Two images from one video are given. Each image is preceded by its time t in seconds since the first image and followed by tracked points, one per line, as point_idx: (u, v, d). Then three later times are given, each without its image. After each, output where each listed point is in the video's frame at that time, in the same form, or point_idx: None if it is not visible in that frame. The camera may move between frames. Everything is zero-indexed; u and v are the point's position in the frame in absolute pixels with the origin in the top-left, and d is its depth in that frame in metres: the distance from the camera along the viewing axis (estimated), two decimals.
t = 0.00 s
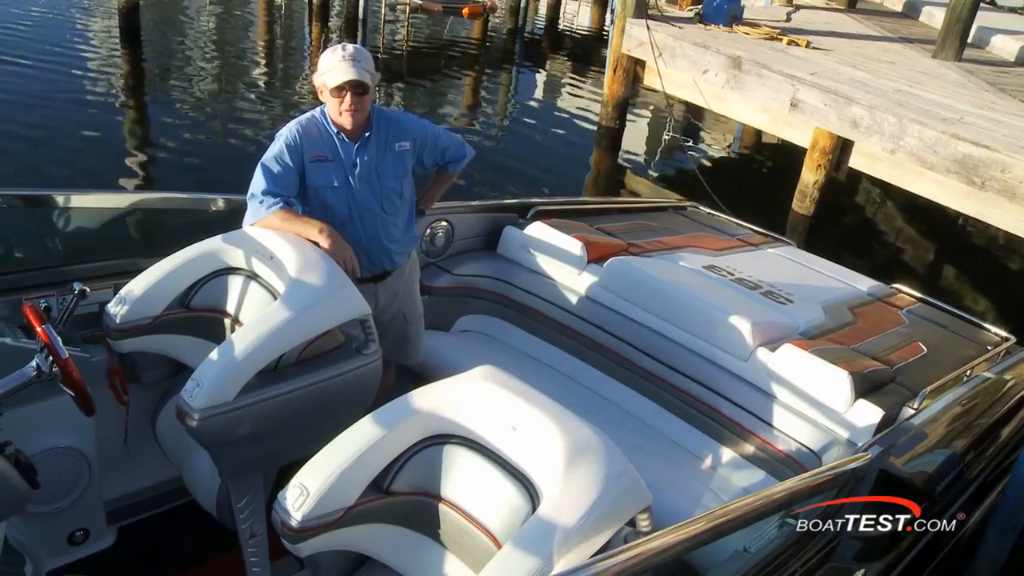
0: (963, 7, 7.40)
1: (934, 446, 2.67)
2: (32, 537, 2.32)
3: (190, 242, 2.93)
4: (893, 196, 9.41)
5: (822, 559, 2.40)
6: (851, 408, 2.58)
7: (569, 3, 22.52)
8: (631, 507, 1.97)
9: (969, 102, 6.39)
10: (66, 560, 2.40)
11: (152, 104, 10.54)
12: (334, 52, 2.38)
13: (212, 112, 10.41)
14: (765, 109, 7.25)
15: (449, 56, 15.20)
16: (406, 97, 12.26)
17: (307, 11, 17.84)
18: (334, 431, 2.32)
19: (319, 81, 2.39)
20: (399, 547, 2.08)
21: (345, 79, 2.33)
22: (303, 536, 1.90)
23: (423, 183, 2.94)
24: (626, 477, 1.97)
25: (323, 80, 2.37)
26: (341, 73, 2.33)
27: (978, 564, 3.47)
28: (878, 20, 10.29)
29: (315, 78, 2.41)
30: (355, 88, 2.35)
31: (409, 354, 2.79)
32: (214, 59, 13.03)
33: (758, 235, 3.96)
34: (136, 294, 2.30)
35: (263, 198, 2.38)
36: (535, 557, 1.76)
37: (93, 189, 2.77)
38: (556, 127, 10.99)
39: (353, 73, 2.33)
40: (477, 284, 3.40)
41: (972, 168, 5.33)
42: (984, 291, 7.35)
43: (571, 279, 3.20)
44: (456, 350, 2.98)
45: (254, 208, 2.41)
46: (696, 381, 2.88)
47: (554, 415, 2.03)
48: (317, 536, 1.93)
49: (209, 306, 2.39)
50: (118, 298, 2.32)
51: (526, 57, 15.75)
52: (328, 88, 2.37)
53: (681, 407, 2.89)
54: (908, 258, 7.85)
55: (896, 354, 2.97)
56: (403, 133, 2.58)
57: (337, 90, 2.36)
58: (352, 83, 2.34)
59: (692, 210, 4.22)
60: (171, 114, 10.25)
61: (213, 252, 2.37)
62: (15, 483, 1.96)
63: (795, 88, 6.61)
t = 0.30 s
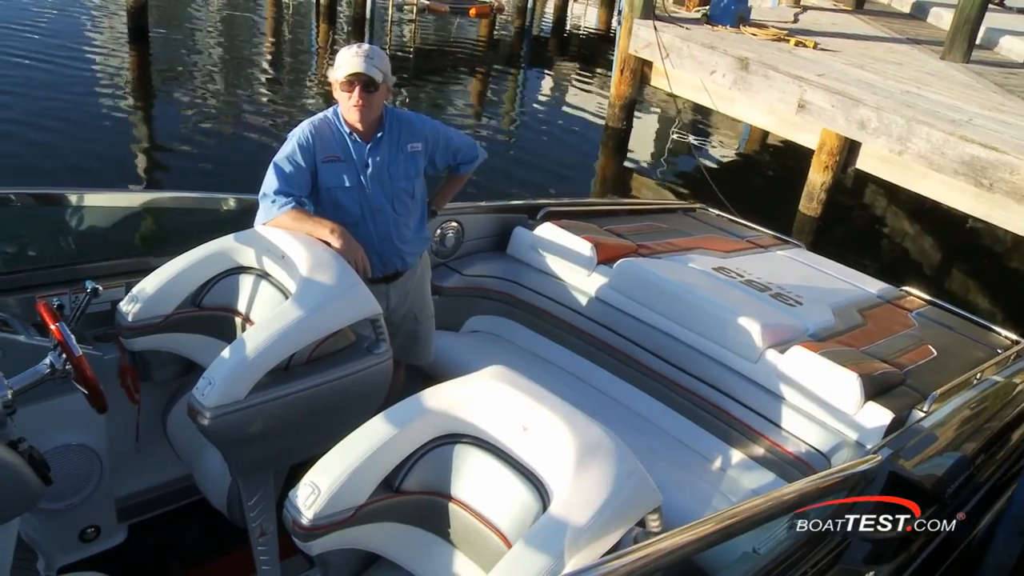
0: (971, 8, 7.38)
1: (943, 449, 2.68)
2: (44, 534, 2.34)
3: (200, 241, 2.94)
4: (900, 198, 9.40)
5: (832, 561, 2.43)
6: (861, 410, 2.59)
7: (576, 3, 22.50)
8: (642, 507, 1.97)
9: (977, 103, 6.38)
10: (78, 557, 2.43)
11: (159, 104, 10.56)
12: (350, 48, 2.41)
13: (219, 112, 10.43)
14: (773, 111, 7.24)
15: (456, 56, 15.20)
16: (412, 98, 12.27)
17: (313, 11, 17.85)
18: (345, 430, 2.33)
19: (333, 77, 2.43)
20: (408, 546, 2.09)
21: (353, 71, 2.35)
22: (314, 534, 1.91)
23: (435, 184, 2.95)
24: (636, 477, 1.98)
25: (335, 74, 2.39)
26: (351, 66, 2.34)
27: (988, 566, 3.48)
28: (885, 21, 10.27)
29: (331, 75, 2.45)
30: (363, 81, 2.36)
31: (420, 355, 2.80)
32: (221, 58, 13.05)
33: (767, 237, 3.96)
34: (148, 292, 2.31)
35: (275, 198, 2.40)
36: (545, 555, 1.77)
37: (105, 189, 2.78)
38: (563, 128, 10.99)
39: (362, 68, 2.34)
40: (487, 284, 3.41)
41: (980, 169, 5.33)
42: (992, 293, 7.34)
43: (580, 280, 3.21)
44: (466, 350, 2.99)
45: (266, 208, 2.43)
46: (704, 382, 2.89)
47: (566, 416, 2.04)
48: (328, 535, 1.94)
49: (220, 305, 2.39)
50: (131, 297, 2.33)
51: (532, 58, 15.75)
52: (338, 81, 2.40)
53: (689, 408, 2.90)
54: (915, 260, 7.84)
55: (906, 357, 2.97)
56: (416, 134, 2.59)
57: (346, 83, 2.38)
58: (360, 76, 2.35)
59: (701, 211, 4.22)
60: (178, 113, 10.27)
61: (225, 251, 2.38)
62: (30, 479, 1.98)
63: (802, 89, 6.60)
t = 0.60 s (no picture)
0: (989, 14, 7.35)
1: (960, 459, 2.67)
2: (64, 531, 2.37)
3: (220, 242, 2.95)
4: (916, 205, 9.36)
5: (849, 569, 2.44)
6: (879, 417, 2.57)
7: (591, 8, 22.49)
8: (659, 513, 1.98)
9: (994, 110, 6.35)
10: (96, 553, 2.46)
11: (174, 107, 10.64)
12: (371, 50, 2.43)
13: (235, 115, 10.48)
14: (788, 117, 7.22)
15: (470, 61, 15.24)
16: (427, 102, 12.30)
17: (329, 16, 17.91)
18: (363, 432, 2.34)
19: (353, 80, 2.44)
20: (425, 548, 2.10)
21: (372, 71, 2.36)
22: (332, 536, 1.92)
23: (453, 188, 2.96)
24: (654, 484, 1.99)
25: (355, 74, 2.41)
26: (371, 66, 2.36)
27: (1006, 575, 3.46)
28: (902, 26, 10.24)
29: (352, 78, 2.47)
30: (383, 81, 2.37)
31: (437, 358, 2.81)
32: (237, 62, 13.13)
33: (784, 244, 3.96)
34: (169, 292, 2.33)
35: (296, 200, 2.41)
36: (565, 558, 1.78)
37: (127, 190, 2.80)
38: (577, 133, 10.99)
39: (383, 68, 2.36)
40: (504, 288, 3.42)
41: (997, 176, 5.30)
42: (1009, 301, 7.29)
43: (597, 285, 3.21)
44: (483, 353, 3.00)
45: (286, 209, 2.44)
46: (720, 388, 2.88)
47: (585, 421, 2.04)
48: (347, 537, 1.94)
49: (239, 305, 2.40)
50: (152, 297, 2.35)
51: (547, 63, 15.78)
52: (359, 83, 2.41)
53: (705, 414, 2.89)
54: (931, 267, 7.80)
55: (924, 366, 2.96)
56: (436, 138, 2.60)
57: (366, 83, 2.39)
58: (380, 76, 2.36)
59: (718, 217, 4.21)
60: (194, 116, 10.34)
61: (246, 252, 2.39)
62: (51, 476, 1.98)
63: (818, 95, 6.59)
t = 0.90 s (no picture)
0: (1014, 19, 7.29)
1: (984, 469, 2.65)
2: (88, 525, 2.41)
3: (246, 242, 2.98)
4: (937, 211, 9.28)
5: None
6: (903, 425, 2.55)
7: (611, 12, 22.47)
8: (682, 519, 1.97)
9: (1018, 116, 6.29)
10: (119, 548, 2.48)
11: (196, 107, 10.74)
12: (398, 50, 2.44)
13: (256, 116, 10.57)
14: (809, 122, 7.19)
15: (489, 64, 15.27)
16: (447, 105, 12.34)
17: (349, 18, 18.00)
18: (387, 432, 2.34)
19: (380, 81, 2.46)
20: (447, 550, 2.10)
21: (401, 70, 2.37)
22: (356, 536, 1.92)
23: (479, 190, 2.96)
24: (678, 489, 1.98)
25: (383, 73, 2.42)
26: (398, 66, 2.38)
27: None
28: (925, 31, 10.16)
29: (378, 80, 2.48)
30: (411, 80, 2.39)
31: (459, 359, 2.81)
32: (258, 63, 13.23)
33: (807, 249, 3.94)
34: (195, 290, 2.34)
35: (322, 200, 2.43)
36: (591, 561, 1.78)
37: (154, 187, 2.82)
38: (595, 136, 10.99)
39: (411, 67, 2.37)
40: (527, 289, 3.43)
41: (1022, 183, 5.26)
42: None
43: (620, 288, 3.21)
44: (505, 355, 3.00)
45: (312, 209, 2.45)
46: (743, 394, 2.87)
47: (609, 425, 2.04)
48: (370, 537, 1.95)
49: (264, 305, 2.41)
50: (178, 294, 2.37)
51: (566, 66, 15.78)
52: (387, 83, 2.42)
53: (726, 419, 2.88)
54: (952, 274, 7.74)
55: (948, 374, 2.93)
56: (462, 140, 2.60)
57: (393, 83, 2.40)
58: (408, 74, 2.38)
59: (741, 221, 4.20)
60: (215, 117, 10.43)
61: (272, 252, 2.40)
62: (81, 473, 2.02)
63: (839, 100, 6.56)
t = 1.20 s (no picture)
0: None
1: (1011, 479, 2.61)
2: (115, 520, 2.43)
3: (272, 240, 2.99)
4: (961, 217, 9.20)
5: None
6: (929, 433, 2.52)
7: (633, 16, 22.41)
8: (708, 525, 1.96)
9: None
10: (144, 543, 2.50)
11: (219, 108, 10.82)
12: (427, 51, 2.44)
13: (277, 117, 10.63)
14: (832, 127, 7.15)
15: (511, 66, 15.29)
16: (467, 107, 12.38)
17: (371, 20, 18.05)
18: (411, 433, 2.34)
19: (409, 81, 2.46)
20: (471, 551, 2.09)
21: (429, 70, 2.37)
22: (382, 536, 1.93)
23: (505, 192, 2.96)
24: (704, 494, 1.97)
25: (412, 74, 2.42)
26: (427, 67, 2.37)
27: None
28: (950, 36, 10.07)
29: (407, 80, 2.48)
30: (440, 81, 2.39)
31: (484, 361, 2.81)
32: (281, 65, 13.32)
33: (833, 254, 3.91)
34: (222, 289, 2.36)
35: (350, 201, 2.44)
36: (617, 563, 1.78)
37: (181, 186, 2.86)
38: (616, 139, 10.98)
39: (440, 69, 2.37)
40: (551, 291, 3.43)
41: None
42: None
43: (644, 291, 3.21)
44: (529, 356, 3.00)
45: (340, 210, 2.47)
46: (767, 398, 2.86)
47: (635, 429, 2.04)
48: (395, 537, 1.95)
49: (290, 304, 2.42)
50: (206, 292, 2.38)
51: (588, 69, 15.77)
52: (415, 84, 2.42)
53: (750, 424, 2.86)
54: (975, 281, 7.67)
55: (975, 382, 2.90)
56: (490, 142, 2.61)
57: (422, 83, 2.40)
58: (437, 75, 2.38)
59: (766, 225, 4.17)
60: (238, 117, 10.51)
61: (299, 251, 2.42)
62: (109, 469, 2.04)
63: (862, 105, 6.52)
